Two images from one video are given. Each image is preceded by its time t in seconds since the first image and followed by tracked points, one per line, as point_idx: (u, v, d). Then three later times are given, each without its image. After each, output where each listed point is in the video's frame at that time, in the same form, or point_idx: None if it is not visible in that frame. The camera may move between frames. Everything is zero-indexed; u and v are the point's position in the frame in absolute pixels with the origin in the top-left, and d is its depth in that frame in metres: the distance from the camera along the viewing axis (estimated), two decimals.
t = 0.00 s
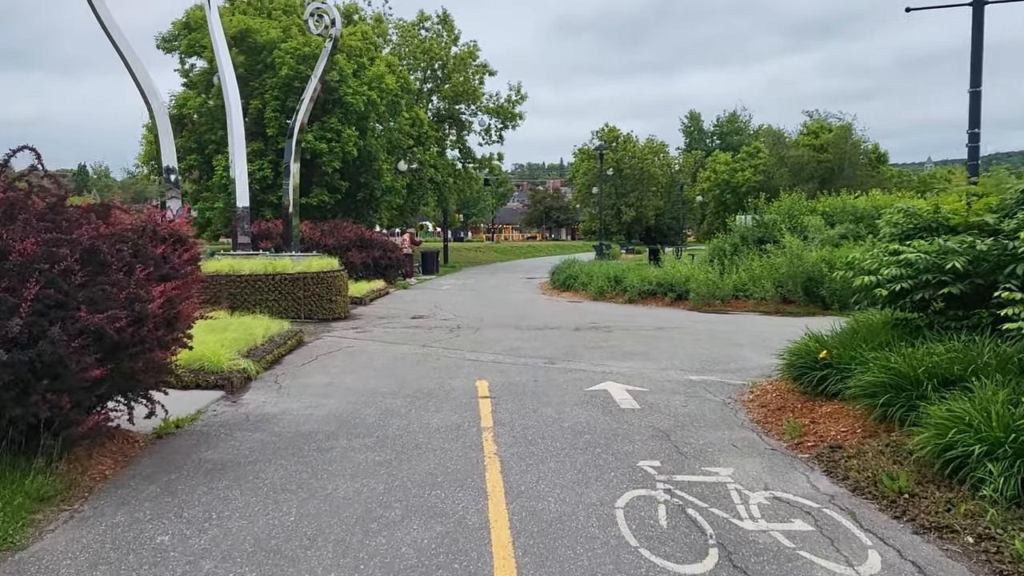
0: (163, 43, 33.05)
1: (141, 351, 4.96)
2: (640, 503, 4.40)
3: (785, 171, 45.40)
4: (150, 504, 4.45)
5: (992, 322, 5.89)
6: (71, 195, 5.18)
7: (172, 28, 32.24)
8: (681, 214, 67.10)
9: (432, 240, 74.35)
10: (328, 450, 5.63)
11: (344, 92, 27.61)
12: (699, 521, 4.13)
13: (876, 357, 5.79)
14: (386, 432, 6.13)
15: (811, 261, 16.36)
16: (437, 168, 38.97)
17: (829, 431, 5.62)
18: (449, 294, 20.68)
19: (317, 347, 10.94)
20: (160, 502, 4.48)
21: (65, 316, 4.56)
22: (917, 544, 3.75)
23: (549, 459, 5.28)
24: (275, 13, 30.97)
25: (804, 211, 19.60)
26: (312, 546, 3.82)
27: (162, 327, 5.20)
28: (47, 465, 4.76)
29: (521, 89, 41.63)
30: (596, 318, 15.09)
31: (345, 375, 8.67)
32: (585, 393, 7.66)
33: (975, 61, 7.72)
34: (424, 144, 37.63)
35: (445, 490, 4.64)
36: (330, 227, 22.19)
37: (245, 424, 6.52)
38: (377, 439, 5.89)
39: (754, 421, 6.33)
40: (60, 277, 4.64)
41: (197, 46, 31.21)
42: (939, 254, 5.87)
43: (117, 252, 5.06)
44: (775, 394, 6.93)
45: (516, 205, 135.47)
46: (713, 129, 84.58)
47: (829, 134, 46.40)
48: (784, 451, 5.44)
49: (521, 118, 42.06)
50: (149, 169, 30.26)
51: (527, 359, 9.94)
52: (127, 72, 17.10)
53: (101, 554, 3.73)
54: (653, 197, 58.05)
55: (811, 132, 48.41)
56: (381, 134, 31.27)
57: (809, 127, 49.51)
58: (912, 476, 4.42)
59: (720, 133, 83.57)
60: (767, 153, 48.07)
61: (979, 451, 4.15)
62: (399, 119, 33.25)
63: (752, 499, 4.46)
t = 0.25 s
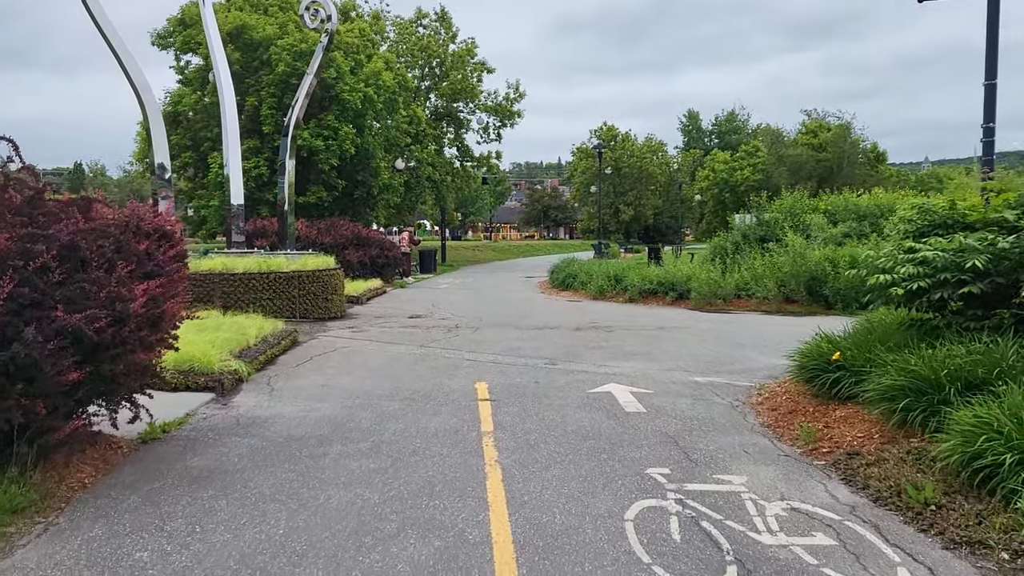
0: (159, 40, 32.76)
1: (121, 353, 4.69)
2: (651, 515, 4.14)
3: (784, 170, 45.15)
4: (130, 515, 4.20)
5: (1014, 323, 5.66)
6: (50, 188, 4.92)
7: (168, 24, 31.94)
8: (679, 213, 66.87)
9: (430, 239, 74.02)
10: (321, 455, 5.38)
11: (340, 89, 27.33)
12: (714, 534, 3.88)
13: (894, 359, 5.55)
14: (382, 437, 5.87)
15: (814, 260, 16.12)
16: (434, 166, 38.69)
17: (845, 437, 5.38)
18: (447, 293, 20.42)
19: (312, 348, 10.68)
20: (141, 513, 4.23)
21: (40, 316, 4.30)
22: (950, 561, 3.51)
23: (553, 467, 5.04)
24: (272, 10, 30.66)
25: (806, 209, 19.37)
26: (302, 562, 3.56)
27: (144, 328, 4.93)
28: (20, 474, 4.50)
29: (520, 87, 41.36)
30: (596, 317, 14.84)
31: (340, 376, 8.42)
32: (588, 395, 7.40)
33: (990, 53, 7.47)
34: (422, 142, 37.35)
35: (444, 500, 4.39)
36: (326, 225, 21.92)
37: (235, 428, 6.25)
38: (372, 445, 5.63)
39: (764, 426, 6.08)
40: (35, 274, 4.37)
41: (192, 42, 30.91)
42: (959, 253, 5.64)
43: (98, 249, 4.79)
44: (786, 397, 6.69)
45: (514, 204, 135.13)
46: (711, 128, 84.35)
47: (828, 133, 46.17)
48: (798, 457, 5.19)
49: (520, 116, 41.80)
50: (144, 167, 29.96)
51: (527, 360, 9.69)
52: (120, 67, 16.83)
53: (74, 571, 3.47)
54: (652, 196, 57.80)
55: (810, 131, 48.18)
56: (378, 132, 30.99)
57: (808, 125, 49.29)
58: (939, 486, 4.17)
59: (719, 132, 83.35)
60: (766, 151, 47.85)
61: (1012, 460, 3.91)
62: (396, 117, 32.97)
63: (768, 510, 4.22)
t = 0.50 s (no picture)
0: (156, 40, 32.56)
1: (105, 363, 4.50)
2: (661, 534, 3.94)
3: (784, 169, 44.94)
4: (113, 535, 4.00)
5: None
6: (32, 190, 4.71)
7: (164, 23, 31.73)
8: (679, 213, 66.71)
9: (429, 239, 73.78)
10: (315, 468, 5.18)
11: (339, 89, 27.12)
12: (729, 556, 3.68)
13: (910, 368, 5.36)
14: (379, 448, 5.67)
15: (817, 261, 15.93)
16: (433, 166, 38.48)
17: (859, 449, 5.19)
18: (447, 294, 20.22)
19: (308, 352, 10.48)
20: (124, 532, 4.03)
21: (19, 326, 4.10)
22: None
23: (556, 480, 4.84)
24: (269, 8, 30.44)
25: (809, 209, 19.18)
26: None
27: (130, 336, 4.73)
28: None
29: (519, 86, 41.15)
30: (597, 319, 14.63)
31: (336, 382, 8.21)
32: (591, 402, 7.20)
33: (1003, 51, 7.28)
34: (421, 142, 37.13)
35: (443, 518, 4.18)
36: (324, 226, 21.72)
37: (227, 438, 6.05)
38: (367, 456, 5.42)
39: (774, 436, 5.89)
40: (15, 281, 4.17)
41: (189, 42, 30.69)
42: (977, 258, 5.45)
43: (81, 254, 4.59)
44: (795, 405, 6.50)
45: (513, 203, 134.91)
46: (710, 127, 84.17)
47: (828, 133, 45.98)
48: (811, 470, 5.00)
49: (519, 116, 41.60)
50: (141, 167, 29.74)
51: (528, 364, 9.49)
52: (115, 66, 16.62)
53: None
54: (651, 195, 57.61)
55: (810, 130, 48.00)
56: (377, 131, 30.77)
57: (808, 125, 49.11)
58: (964, 504, 3.98)
59: (718, 132, 83.18)
60: (766, 151, 47.70)
61: None
62: (395, 116, 32.76)
63: (782, 528, 4.02)
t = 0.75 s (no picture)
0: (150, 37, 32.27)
1: (79, 367, 4.24)
2: (669, 549, 3.70)
3: (783, 168, 44.74)
4: (85, 550, 3.76)
5: None
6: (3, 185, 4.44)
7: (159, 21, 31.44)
8: (677, 211, 66.53)
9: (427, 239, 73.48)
10: (303, 476, 4.94)
11: (335, 86, 26.86)
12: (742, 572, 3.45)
13: (926, 370, 5.14)
14: (371, 453, 5.43)
15: (819, 259, 15.71)
16: (431, 165, 38.23)
17: (873, 454, 4.97)
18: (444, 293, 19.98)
19: (302, 352, 10.23)
20: (97, 547, 3.79)
21: None
22: None
23: (557, 489, 4.60)
24: (265, 6, 30.16)
25: (810, 207, 18.96)
26: None
27: (107, 339, 4.48)
28: None
29: (517, 85, 40.91)
30: (597, 319, 14.39)
31: (329, 383, 7.98)
32: (592, 405, 6.96)
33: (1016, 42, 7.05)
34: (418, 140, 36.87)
35: (438, 531, 3.94)
36: (320, 224, 21.47)
37: (213, 443, 5.81)
38: (358, 463, 5.18)
39: (783, 439, 5.67)
40: None
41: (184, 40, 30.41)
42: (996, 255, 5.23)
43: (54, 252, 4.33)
44: (803, 408, 6.28)
45: (511, 203, 134.63)
46: (709, 126, 84.02)
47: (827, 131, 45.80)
48: (824, 477, 4.78)
49: (517, 114, 41.38)
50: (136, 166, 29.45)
51: (527, 365, 9.25)
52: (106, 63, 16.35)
53: None
54: (649, 194, 57.41)
55: (809, 128, 47.82)
56: (374, 129, 30.52)
57: (807, 123, 48.92)
58: (991, 514, 3.76)
59: (716, 130, 83.04)
60: (765, 150, 47.50)
61: None
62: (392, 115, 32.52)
63: (797, 542, 3.78)
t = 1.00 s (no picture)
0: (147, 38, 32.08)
1: (54, 379, 4.04)
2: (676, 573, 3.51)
3: (783, 169, 44.50)
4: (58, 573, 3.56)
5: None
6: None
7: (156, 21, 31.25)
8: (677, 212, 66.29)
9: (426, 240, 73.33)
10: (292, 491, 4.73)
11: (333, 87, 26.65)
12: None
13: (943, 380, 4.94)
14: (364, 466, 5.22)
15: (823, 262, 15.51)
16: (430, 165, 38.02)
17: (888, 468, 4.77)
18: (443, 296, 19.75)
19: (297, 357, 10.02)
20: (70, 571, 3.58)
21: None
22: None
23: (558, 505, 4.40)
24: (263, 5, 29.92)
25: (813, 209, 18.75)
26: None
27: (84, 348, 4.26)
28: None
29: (516, 85, 40.68)
30: (598, 322, 14.18)
31: (324, 391, 7.76)
32: (594, 414, 6.75)
33: None
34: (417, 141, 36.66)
35: (432, 554, 3.73)
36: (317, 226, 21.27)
37: (201, 455, 5.60)
38: (350, 477, 4.97)
39: (793, 451, 5.47)
40: None
41: (181, 40, 30.18)
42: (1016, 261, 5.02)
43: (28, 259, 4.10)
44: (812, 417, 6.08)
45: (511, 203, 134.53)
46: (709, 126, 83.84)
47: (827, 132, 45.55)
48: (837, 493, 4.58)
49: (516, 114, 41.16)
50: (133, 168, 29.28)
51: (526, 371, 9.03)
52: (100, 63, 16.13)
53: None
54: (649, 195, 57.19)
55: (810, 129, 47.57)
56: (372, 130, 30.28)
57: (808, 124, 48.70)
58: (1019, 538, 3.55)
59: (716, 131, 82.88)
60: (765, 150, 47.32)
61: None
62: (391, 115, 32.30)
63: (813, 565, 3.57)
